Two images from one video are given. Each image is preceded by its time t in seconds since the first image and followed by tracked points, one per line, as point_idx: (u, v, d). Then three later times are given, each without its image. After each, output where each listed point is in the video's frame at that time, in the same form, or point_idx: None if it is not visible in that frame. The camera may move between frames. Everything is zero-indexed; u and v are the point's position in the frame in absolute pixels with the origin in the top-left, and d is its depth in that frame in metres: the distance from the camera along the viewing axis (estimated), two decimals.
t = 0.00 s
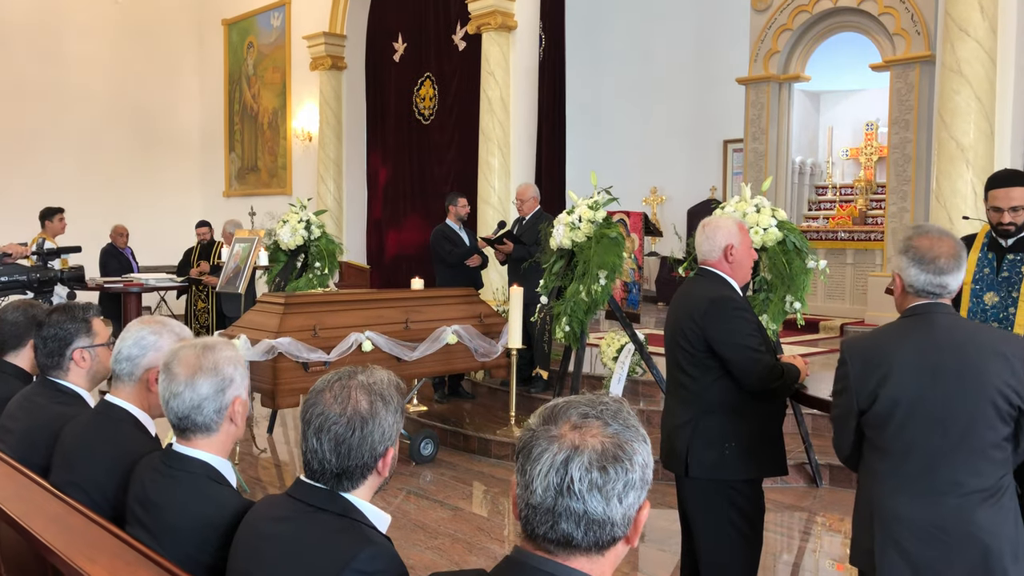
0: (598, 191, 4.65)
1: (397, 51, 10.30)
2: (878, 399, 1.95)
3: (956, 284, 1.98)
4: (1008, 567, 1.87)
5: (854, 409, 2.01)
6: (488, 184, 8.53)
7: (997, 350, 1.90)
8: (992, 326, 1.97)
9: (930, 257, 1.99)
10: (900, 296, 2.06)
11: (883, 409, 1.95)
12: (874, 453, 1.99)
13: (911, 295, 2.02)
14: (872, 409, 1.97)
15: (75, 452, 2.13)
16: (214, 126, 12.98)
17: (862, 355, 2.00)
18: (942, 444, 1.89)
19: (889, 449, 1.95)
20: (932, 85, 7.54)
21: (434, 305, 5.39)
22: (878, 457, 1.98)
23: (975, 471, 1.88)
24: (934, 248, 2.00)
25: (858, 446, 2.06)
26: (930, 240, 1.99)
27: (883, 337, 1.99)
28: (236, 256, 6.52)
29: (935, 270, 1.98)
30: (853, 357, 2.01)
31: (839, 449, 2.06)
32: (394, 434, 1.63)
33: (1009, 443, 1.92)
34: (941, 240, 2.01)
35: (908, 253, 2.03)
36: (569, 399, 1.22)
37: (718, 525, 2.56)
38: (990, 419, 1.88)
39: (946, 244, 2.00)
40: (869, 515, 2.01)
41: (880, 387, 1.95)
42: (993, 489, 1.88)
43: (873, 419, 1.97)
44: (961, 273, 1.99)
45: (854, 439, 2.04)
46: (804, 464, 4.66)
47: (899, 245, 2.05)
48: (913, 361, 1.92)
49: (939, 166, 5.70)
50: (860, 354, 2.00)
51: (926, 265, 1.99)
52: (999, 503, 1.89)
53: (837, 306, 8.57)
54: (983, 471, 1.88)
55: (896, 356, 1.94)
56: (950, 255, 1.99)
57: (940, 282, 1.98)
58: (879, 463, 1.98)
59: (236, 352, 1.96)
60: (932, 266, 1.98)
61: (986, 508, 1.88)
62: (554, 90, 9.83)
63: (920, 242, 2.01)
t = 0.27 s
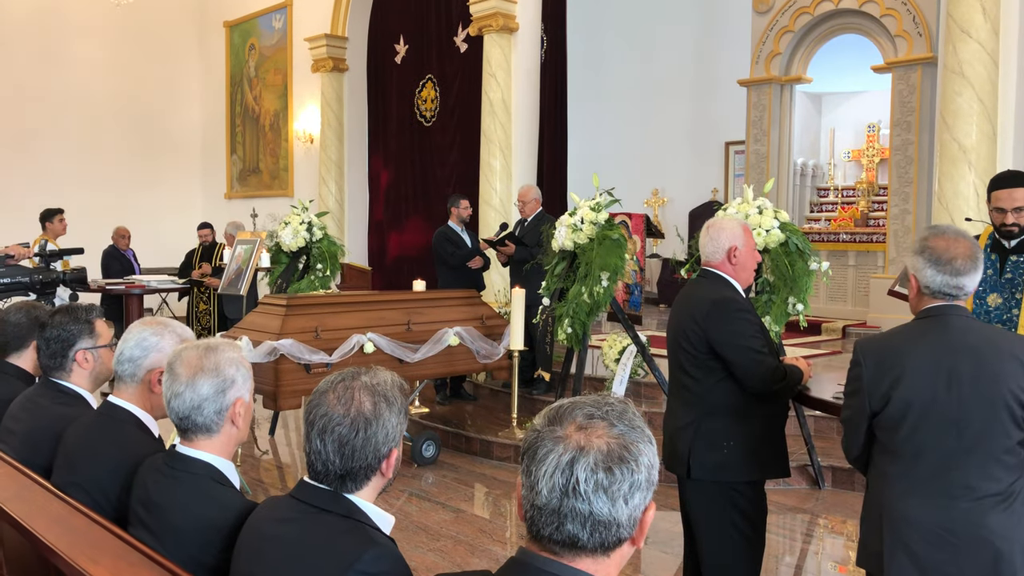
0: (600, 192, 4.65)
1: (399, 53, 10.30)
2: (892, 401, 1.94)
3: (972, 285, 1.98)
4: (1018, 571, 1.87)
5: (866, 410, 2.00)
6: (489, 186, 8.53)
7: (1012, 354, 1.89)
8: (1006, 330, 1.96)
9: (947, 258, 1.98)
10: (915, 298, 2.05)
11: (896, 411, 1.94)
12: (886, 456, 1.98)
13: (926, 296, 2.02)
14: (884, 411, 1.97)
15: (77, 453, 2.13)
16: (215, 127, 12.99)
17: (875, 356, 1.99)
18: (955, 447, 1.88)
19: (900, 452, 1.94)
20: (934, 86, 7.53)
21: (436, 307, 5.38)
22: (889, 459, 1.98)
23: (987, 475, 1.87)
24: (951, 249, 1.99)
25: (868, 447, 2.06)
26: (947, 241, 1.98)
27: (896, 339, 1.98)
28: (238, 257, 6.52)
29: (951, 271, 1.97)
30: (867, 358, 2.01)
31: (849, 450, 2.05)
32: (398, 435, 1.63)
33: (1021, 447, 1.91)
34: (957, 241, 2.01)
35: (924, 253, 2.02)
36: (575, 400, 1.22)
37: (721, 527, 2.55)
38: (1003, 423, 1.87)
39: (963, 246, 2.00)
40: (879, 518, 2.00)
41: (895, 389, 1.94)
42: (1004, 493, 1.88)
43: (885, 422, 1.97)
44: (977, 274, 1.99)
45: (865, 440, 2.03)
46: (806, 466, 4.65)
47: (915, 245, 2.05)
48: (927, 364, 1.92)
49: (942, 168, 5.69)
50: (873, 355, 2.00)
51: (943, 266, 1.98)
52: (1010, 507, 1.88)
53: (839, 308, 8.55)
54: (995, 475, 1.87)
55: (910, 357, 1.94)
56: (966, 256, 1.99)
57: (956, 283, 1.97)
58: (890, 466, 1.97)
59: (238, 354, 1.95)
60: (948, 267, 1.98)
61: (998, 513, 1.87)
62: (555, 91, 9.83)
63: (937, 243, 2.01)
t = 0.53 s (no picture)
0: (602, 195, 4.64)
1: (401, 56, 10.32)
2: (903, 404, 1.95)
3: (986, 288, 1.98)
4: None
5: (877, 413, 2.00)
6: (492, 189, 8.54)
7: None
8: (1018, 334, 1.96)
9: (960, 262, 1.98)
10: (928, 300, 2.05)
11: (907, 414, 1.95)
12: (896, 459, 1.99)
13: (939, 299, 2.02)
14: (895, 414, 1.97)
15: (84, 456, 2.14)
16: (218, 130, 13.01)
17: (886, 359, 2.00)
18: (965, 452, 1.89)
19: (911, 455, 1.95)
20: (936, 90, 7.54)
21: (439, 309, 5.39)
22: (898, 462, 1.98)
23: (996, 480, 1.88)
24: (965, 252, 1.99)
25: (876, 450, 2.06)
26: (961, 244, 1.98)
27: (908, 342, 1.98)
28: (241, 260, 6.54)
29: (965, 274, 1.97)
30: (878, 360, 2.01)
31: (858, 453, 2.06)
32: (405, 437, 1.64)
33: None
34: (971, 244, 2.00)
35: (937, 256, 2.02)
36: (582, 403, 1.23)
37: (725, 530, 2.56)
38: (1013, 428, 1.87)
39: (977, 248, 1.99)
40: (887, 521, 2.01)
41: (906, 393, 1.95)
42: (1014, 498, 1.88)
43: (896, 425, 1.97)
44: (992, 277, 1.99)
45: (873, 443, 2.04)
46: (809, 468, 4.66)
47: (928, 247, 2.04)
48: (938, 367, 1.92)
49: (944, 171, 5.69)
50: (885, 358, 2.00)
51: (957, 270, 1.98)
52: (1019, 512, 1.89)
53: (841, 311, 8.56)
54: (1005, 480, 1.88)
55: (921, 361, 1.94)
56: (980, 259, 1.98)
57: (969, 286, 1.97)
58: (900, 470, 1.98)
59: (245, 358, 1.96)
60: (962, 270, 1.97)
61: (1007, 517, 1.88)
62: (557, 94, 9.84)
63: (950, 246, 2.00)
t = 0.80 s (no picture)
0: (605, 196, 4.63)
1: (403, 58, 10.33)
2: (906, 407, 1.94)
3: (989, 290, 1.97)
4: None
5: (880, 415, 2.00)
6: (494, 191, 8.53)
7: None
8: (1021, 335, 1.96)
9: (963, 263, 1.97)
10: (932, 301, 2.04)
11: (910, 417, 1.94)
12: (899, 461, 1.99)
13: (943, 301, 2.01)
14: (898, 417, 1.97)
15: (87, 457, 2.14)
16: (220, 131, 13.01)
17: (890, 360, 1.99)
18: (969, 455, 1.88)
19: (915, 457, 1.94)
20: (939, 91, 7.53)
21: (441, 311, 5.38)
22: (902, 464, 1.98)
23: (1001, 481, 1.87)
24: (968, 253, 1.98)
25: (881, 452, 2.06)
26: (964, 245, 1.98)
27: (911, 343, 1.98)
28: (243, 261, 6.54)
29: (968, 276, 1.96)
30: (882, 362, 2.00)
31: (862, 455, 2.05)
32: (409, 438, 1.63)
33: None
34: (974, 245, 2.00)
35: (940, 257, 2.01)
36: (589, 404, 1.22)
37: (729, 533, 2.55)
38: (1016, 430, 1.86)
39: (980, 250, 1.99)
40: (892, 522, 2.00)
41: (909, 395, 1.94)
42: (1018, 500, 1.87)
43: (900, 427, 1.97)
44: (996, 279, 1.98)
45: (877, 445, 2.03)
46: (811, 470, 4.65)
47: (932, 248, 2.04)
48: (941, 369, 1.92)
49: (946, 172, 5.68)
50: (888, 359, 1.99)
51: (960, 271, 1.97)
52: None
53: (843, 312, 8.54)
54: (1009, 482, 1.87)
55: (924, 362, 1.94)
56: (983, 261, 1.97)
57: (973, 288, 1.96)
58: (904, 472, 1.97)
59: (248, 360, 1.95)
60: (965, 271, 1.97)
61: (1012, 519, 1.87)
62: (559, 95, 9.84)
63: (954, 247, 2.00)
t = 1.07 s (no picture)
0: (606, 197, 4.62)
1: (404, 59, 10.33)
2: (904, 408, 1.94)
3: (984, 290, 1.95)
4: None
5: (878, 416, 2.00)
6: (495, 192, 8.52)
7: None
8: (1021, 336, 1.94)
9: (955, 263, 1.97)
10: (930, 302, 2.04)
11: (907, 418, 1.94)
12: (898, 461, 1.98)
13: (939, 301, 2.01)
14: (896, 418, 1.96)
15: (86, 458, 2.13)
16: (221, 133, 13.02)
17: (887, 361, 1.99)
18: (966, 456, 1.87)
19: (913, 457, 1.94)
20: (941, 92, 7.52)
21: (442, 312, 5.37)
22: (902, 465, 1.97)
23: (999, 483, 1.86)
24: (961, 252, 1.97)
25: (881, 453, 2.05)
26: (956, 245, 1.97)
27: (909, 344, 1.97)
28: (244, 262, 6.54)
29: (960, 275, 1.96)
30: (879, 363, 2.00)
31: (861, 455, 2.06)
32: (408, 440, 1.62)
33: None
34: (969, 244, 1.99)
35: (934, 257, 2.01)
36: (588, 404, 1.21)
37: (730, 535, 2.54)
38: (1014, 431, 1.85)
39: (974, 249, 1.97)
40: (892, 523, 2.00)
41: (906, 396, 1.94)
42: (1017, 502, 1.86)
43: (897, 428, 1.96)
44: (991, 278, 1.96)
45: (877, 446, 2.03)
46: (813, 472, 4.64)
47: (926, 249, 2.04)
48: (938, 370, 1.91)
49: (948, 173, 5.67)
50: (884, 360, 1.99)
51: (952, 271, 1.97)
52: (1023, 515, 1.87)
53: (844, 313, 8.53)
54: (1008, 483, 1.86)
55: (921, 363, 1.93)
56: (977, 260, 1.96)
57: (965, 287, 1.95)
58: (904, 474, 1.97)
59: (247, 362, 1.95)
60: (957, 271, 1.96)
61: (1010, 520, 1.86)
62: (560, 97, 9.84)
63: (947, 247, 1.99)
